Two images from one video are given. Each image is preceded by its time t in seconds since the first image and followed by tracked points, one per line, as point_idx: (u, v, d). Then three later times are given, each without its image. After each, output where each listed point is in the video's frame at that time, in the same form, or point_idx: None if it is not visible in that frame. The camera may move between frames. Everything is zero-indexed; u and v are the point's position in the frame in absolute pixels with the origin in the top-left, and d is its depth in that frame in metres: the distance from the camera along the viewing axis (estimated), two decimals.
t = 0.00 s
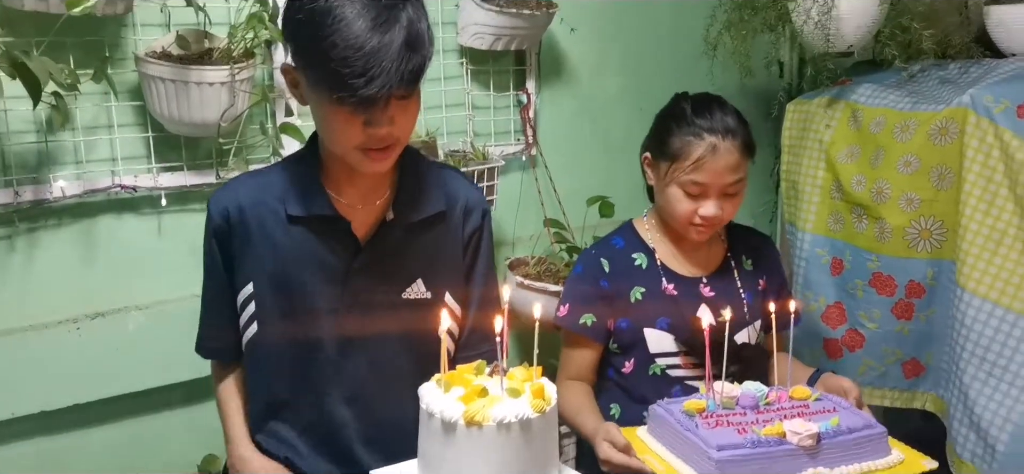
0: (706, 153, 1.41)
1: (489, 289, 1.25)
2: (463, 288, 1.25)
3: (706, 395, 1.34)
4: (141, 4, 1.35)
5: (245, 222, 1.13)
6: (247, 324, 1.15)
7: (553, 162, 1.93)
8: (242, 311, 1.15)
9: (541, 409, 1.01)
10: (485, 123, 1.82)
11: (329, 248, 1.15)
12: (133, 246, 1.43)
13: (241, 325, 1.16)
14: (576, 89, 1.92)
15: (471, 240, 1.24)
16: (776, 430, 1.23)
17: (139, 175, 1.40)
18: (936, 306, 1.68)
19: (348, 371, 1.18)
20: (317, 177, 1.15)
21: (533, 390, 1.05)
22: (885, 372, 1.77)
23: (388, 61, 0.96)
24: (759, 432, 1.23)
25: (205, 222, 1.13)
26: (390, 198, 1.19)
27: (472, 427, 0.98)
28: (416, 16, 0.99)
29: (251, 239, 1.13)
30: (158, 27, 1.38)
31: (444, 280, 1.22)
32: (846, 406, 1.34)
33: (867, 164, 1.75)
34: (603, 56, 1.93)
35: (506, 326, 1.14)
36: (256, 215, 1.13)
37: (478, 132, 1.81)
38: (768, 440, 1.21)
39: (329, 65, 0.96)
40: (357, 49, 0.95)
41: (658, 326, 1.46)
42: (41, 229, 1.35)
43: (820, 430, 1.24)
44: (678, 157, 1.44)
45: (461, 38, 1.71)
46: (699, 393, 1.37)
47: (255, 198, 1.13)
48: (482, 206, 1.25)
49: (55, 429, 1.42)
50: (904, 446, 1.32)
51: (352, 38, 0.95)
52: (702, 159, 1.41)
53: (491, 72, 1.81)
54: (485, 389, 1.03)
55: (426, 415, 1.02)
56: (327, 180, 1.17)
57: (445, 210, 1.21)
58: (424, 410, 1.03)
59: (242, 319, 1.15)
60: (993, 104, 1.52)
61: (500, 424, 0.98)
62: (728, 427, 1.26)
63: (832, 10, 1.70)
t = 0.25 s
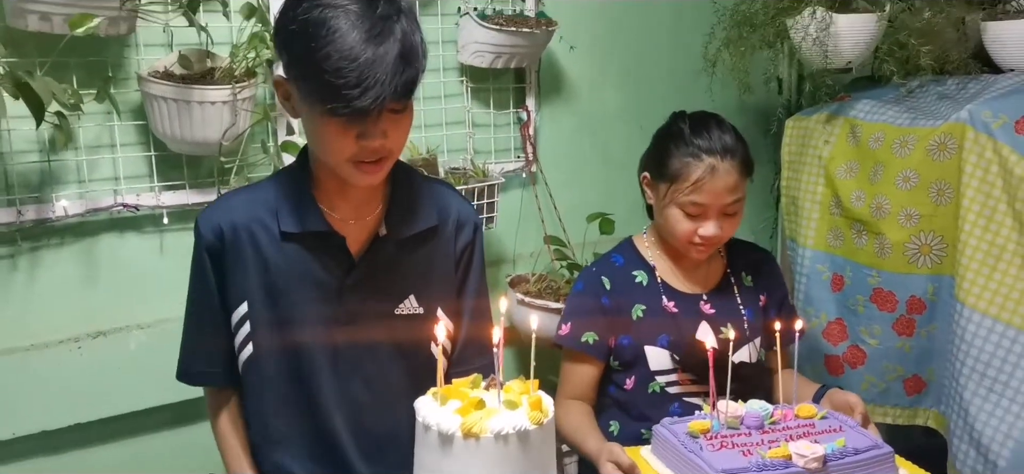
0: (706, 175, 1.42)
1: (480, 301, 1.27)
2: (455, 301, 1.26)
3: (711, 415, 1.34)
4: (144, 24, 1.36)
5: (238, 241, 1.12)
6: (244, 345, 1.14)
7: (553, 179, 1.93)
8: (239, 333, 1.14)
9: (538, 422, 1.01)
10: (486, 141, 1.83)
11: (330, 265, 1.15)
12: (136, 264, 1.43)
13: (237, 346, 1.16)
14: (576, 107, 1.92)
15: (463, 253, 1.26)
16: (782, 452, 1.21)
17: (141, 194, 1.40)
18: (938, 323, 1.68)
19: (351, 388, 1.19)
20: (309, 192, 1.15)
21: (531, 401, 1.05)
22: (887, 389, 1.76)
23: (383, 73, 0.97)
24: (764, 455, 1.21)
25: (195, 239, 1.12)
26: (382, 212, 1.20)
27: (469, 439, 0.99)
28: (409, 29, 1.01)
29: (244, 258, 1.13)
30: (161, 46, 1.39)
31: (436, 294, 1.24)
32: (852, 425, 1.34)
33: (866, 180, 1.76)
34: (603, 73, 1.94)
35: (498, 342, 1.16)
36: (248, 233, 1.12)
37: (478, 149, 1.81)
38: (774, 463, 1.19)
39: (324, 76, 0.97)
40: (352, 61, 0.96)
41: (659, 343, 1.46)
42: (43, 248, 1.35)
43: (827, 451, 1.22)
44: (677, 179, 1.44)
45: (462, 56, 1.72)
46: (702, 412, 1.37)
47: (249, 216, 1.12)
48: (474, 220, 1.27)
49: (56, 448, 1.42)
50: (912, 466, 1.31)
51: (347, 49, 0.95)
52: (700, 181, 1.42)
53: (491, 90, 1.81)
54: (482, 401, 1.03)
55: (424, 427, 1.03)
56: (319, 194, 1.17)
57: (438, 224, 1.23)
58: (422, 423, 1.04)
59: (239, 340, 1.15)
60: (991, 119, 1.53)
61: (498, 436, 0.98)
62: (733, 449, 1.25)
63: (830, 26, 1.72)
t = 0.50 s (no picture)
0: (712, 183, 1.41)
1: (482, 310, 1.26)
2: (458, 308, 1.26)
3: (718, 412, 1.33)
4: (148, 31, 1.36)
5: (239, 252, 1.11)
6: (247, 358, 1.14)
7: (556, 186, 1.93)
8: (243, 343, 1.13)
9: (533, 425, 1.00)
10: (489, 148, 1.82)
11: (333, 270, 1.15)
12: (140, 272, 1.43)
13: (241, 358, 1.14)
14: (579, 113, 1.92)
15: (465, 258, 1.26)
16: (791, 446, 1.20)
17: (145, 201, 1.40)
18: (943, 328, 1.67)
19: (356, 394, 1.18)
20: (309, 201, 1.15)
21: (525, 406, 1.04)
22: (892, 394, 1.76)
23: (386, 83, 0.96)
24: (773, 449, 1.21)
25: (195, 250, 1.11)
26: (382, 220, 1.20)
27: (463, 447, 0.98)
28: (410, 38, 1.00)
29: (245, 269, 1.12)
30: (165, 54, 1.39)
31: (437, 301, 1.24)
32: (862, 419, 1.33)
33: (872, 186, 1.75)
34: (607, 80, 1.94)
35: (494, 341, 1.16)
36: (249, 245, 1.12)
37: (482, 156, 1.81)
38: (784, 457, 1.18)
39: (327, 86, 0.96)
40: (356, 71, 0.95)
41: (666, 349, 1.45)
42: (47, 256, 1.35)
43: (837, 445, 1.21)
44: (685, 187, 1.43)
45: (465, 63, 1.71)
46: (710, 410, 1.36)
47: (250, 228, 1.12)
48: (475, 226, 1.27)
49: (59, 457, 1.41)
50: (923, 459, 1.31)
51: (350, 59, 0.95)
52: (708, 189, 1.41)
53: (495, 97, 1.81)
54: (475, 408, 1.03)
55: (419, 438, 1.02)
56: (320, 203, 1.17)
57: (439, 231, 1.23)
58: (417, 432, 1.03)
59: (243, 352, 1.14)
60: (997, 125, 1.52)
61: (492, 443, 0.98)
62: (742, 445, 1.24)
63: (835, 32, 1.71)
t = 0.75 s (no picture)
0: (715, 176, 1.41)
1: (482, 309, 1.26)
2: (460, 309, 1.27)
3: (713, 399, 1.33)
4: (147, 34, 1.36)
5: (247, 252, 1.11)
6: (266, 355, 1.13)
7: (556, 188, 1.93)
8: (260, 339, 1.13)
9: (518, 427, 1.00)
10: (488, 150, 1.82)
11: (333, 272, 1.15)
12: (139, 273, 1.43)
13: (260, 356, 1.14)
14: (578, 116, 1.92)
15: (466, 260, 1.26)
16: (787, 428, 1.21)
17: (144, 203, 1.40)
18: (941, 328, 1.68)
19: (356, 394, 1.19)
20: (312, 203, 1.15)
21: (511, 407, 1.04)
22: (890, 394, 1.76)
23: (386, 90, 0.97)
24: (769, 432, 1.21)
25: (202, 247, 1.11)
26: (386, 221, 1.20)
27: (449, 446, 0.98)
28: (412, 44, 1.01)
29: (247, 267, 1.11)
30: (164, 57, 1.40)
31: (440, 301, 1.24)
32: (854, 401, 1.34)
33: (870, 188, 1.75)
34: (606, 82, 1.95)
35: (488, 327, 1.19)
36: (256, 244, 1.12)
37: (481, 158, 1.81)
38: (780, 438, 1.19)
39: (327, 92, 0.96)
40: (356, 78, 0.95)
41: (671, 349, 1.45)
42: (46, 258, 1.35)
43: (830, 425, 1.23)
44: (687, 181, 1.44)
45: (464, 65, 1.72)
46: (705, 398, 1.36)
47: (256, 226, 1.12)
48: (476, 227, 1.27)
49: (59, 458, 1.41)
50: (917, 438, 1.32)
51: (351, 66, 0.95)
52: (710, 181, 1.41)
53: (494, 99, 1.81)
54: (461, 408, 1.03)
55: (406, 436, 1.03)
56: (324, 204, 1.17)
57: (441, 232, 1.23)
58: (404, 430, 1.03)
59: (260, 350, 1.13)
60: (994, 127, 1.52)
61: (476, 442, 0.98)
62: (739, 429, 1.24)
63: (834, 34, 1.71)
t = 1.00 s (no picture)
0: (714, 161, 1.42)
1: (486, 307, 1.26)
2: (463, 308, 1.26)
3: (707, 395, 1.33)
4: (145, 33, 1.36)
5: (254, 250, 1.11)
6: (273, 355, 1.13)
7: (555, 189, 1.93)
8: (267, 339, 1.13)
9: (523, 423, 1.00)
10: (487, 150, 1.82)
11: (333, 273, 1.15)
12: (137, 274, 1.43)
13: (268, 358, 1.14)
14: (577, 116, 1.92)
15: (469, 261, 1.26)
16: (778, 425, 1.21)
17: (142, 204, 1.40)
18: (939, 329, 1.68)
19: (355, 395, 1.18)
20: (318, 201, 1.15)
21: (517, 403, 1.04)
22: (889, 396, 1.76)
23: (390, 91, 0.96)
24: (761, 428, 1.21)
25: (211, 246, 1.11)
26: (391, 221, 1.20)
27: (454, 441, 0.98)
28: (417, 46, 1.00)
29: (248, 266, 1.11)
30: (162, 57, 1.39)
31: (444, 301, 1.24)
32: (847, 399, 1.33)
33: (868, 188, 1.75)
34: (605, 83, 1.94)
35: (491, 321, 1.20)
36: (264, 243, 1.11)
37: (480, 159, 1.81)
38: (771, 435, 1.19)
39: (332, 93, 0.96)
40: (360, 79, 0.95)
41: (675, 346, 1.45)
42: (44, 259, 1.35)
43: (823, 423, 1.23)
44: (687, 168, 1.45)
45: (463, 66, 1.71)
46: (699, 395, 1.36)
47: (263, 225, 1.11)
48: (479, 228, 1.27)
49: (57, 460, 1.41)
50: (909, 439, 1.31)
51: (355, 67, 0.95)
52: (709, 166, 1.42)
53: (493, 99, 1.81)
54: (467, 405, 1.02)
55: (412, 432, 1.02)
56: (330, 204, 1.17)
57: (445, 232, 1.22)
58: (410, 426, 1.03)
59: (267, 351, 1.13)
60: (993, 127, 1.52)
61: (481, 438, 0.98)
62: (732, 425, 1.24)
63: (832, 34, 1.71)
